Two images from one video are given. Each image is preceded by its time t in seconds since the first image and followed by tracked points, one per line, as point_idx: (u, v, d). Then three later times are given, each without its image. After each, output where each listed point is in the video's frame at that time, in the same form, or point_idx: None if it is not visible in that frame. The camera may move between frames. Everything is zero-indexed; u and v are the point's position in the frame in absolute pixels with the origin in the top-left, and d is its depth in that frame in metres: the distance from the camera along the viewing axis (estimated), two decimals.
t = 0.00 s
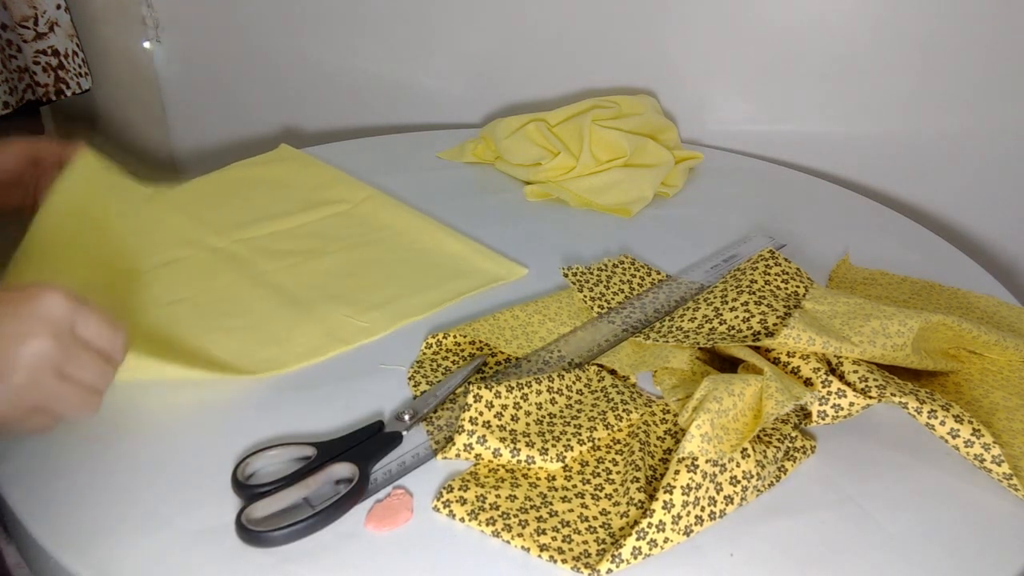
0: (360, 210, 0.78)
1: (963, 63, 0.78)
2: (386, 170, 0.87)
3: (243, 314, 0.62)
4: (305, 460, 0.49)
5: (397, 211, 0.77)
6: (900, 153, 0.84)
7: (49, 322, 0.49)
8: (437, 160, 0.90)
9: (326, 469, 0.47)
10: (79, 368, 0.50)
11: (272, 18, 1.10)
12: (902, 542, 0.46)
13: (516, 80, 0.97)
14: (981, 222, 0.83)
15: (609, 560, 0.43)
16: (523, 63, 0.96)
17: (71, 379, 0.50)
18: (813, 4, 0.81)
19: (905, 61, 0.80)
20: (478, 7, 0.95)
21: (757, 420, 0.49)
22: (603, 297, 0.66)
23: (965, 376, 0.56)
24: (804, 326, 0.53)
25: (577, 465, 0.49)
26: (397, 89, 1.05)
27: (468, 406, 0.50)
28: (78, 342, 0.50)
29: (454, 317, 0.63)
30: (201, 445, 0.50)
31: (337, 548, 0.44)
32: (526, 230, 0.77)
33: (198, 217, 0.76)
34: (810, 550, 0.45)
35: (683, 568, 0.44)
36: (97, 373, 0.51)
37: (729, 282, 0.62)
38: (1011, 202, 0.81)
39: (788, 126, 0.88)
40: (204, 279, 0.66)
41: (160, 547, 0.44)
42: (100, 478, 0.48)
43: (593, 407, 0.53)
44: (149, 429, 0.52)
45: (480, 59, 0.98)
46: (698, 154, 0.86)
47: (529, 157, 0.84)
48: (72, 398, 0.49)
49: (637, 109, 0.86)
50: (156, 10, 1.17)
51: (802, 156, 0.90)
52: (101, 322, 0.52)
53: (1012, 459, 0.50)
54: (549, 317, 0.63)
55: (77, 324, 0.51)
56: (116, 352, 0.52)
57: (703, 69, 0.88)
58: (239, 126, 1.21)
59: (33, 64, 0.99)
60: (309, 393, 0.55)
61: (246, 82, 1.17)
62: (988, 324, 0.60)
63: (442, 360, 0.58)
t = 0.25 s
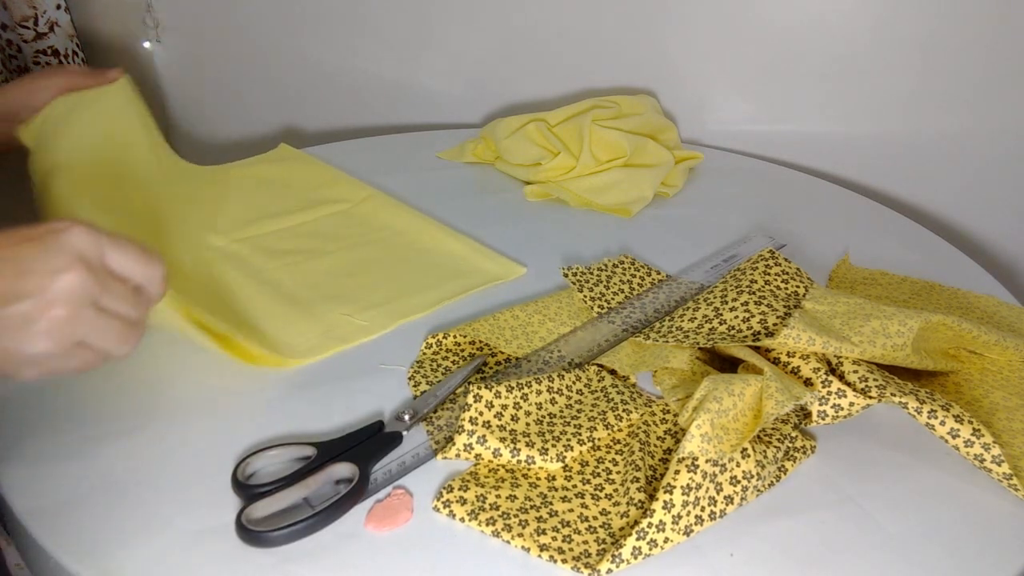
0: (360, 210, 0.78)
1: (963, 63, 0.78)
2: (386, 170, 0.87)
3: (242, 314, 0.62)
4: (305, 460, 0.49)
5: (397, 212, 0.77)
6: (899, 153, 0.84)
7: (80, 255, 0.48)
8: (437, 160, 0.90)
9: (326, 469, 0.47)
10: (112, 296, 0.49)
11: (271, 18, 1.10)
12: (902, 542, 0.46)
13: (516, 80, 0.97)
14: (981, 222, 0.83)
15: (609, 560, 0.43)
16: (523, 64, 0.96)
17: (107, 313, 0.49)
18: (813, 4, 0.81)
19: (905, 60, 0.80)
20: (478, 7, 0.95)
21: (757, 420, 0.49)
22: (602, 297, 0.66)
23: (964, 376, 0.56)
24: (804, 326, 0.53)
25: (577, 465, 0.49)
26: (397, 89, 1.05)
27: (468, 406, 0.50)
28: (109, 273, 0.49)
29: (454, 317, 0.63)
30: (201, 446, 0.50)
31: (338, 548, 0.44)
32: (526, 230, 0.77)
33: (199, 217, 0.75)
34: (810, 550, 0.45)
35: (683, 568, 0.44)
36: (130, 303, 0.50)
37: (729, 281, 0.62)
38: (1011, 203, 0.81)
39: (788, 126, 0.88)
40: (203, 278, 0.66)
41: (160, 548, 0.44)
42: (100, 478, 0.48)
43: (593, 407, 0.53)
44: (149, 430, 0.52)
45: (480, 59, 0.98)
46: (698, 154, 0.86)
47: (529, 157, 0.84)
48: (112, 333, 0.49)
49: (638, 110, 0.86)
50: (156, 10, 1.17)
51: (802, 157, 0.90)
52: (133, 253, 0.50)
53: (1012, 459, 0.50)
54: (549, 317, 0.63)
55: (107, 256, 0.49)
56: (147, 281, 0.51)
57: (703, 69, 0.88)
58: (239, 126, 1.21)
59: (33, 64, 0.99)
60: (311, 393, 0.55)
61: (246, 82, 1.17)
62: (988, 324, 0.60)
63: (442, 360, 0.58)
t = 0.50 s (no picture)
0: (360, 210, 0.78)
1: (963, 63, 0.78)
2: (386, 170, 0.87)
3: (242, 314, 0.62)
4: (306, 460, 0.49)
5: (397, 212, 0.77)
6: (899, 153, 0.84)
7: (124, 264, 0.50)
8: (436, 160, 0.90)
9: (326, 469, 0.47)
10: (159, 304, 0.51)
11: (271, 17, 1.10)
12: (902, 542, 0.46)
13: (516, 80, 0.97)
14: (981, 222, 0.83)
15: (609, 560, 0.43)
16: (523, 63, 0.96)
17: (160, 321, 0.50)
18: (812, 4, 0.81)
19: (905, 60, 0.80)
20: (478, 6, 0.95)
21: (757, 420, 0.49)
22: (602, 297, 0.66)
23: (964, 376, 0.56)
24: (804, 326, 0.54)
25: (577, 465, 0.49)
26: (397, 89, 1.05)
27: (469, 407, 0.50)
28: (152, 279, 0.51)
29: (454, 317, 0.63)
30: (202, 445, 0.50)
31: (337, 548, 0.44)
32: (526, 230, 0.77)
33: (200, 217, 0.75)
34: (810, 550, 0.45)
35: (683, 568, 0.44)
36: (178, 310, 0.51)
37: (729, 282, 0.62)
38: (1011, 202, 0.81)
39: (788, 126, 0.88)
40: (206, 275, 0.66)
41: (160, 548, 0.44)
42: (100, 478, 0.48)
43: (593, 407, 0.53)
44: (149, 428, 0.52)
45: (480, 59, 0.98)
46: (698, 154, 0.86)
47: (529, 157, 0.84)
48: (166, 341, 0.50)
49: (638, 109, 0.86)
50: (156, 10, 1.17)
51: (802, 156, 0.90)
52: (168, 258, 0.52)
53: (1012, 459, 0.50)
54: (550, 317, 0.63)
55: (148, 263, 0.51)
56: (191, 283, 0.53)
57: (703, 69, 0.88)
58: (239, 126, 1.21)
59: (33, 64, 0.99)
60: (313, 393, 0.55)
61: (246, 82, 1.17)
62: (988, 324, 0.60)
63: (442, 360, 0.58)
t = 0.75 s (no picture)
0: (361, 209, 0.78)
1: (962, 63, 0.78)
2: (386, 170, 0.87)
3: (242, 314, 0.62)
4: (305, 460, 0.49)
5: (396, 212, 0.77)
6: (899, 153, 0.84)
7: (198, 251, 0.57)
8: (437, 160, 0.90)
9: (326, 469, 0.47)
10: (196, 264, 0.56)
11: (272, 17, 1.10)
12: (902, 541, 0.46)
13: (516, 80, 0.97)
14: (981, 222, 0.83)
15: (609, 560, 0.43)
16: (523, 63, 0.96)
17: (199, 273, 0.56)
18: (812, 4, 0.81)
19: (905, 60, 0.80)
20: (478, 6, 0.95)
21: (757, 420, 0.49)
22: (602, 297, 0.66)
23: (965, 376, 0.56)
24: (804, 326, 0.54)
25: (577, 465, 0.49)
26: (397, 89, 1.05)
27: (468, 407, 0.50)
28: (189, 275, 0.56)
29: (454, 317, 0.63)
30: (200, 445, 0.50)
31: (337, 548, 0.44)
32: (526, 230, 0.77)
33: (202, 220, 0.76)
34: (810, 550, 0.45)
35: (683, 568, 0.44)
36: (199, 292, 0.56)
37: (729, 281, 0.62)
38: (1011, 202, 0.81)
39: (788, 126, 0.88)
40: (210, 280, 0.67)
41: (160, 547, 0.44)
42: (100, 478, 0.48)
43: (593, 407, 0.53)
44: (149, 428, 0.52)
45: (481, 59, 0.98)
46: (698, 154, 0.86)
47: (529, 157, 0.84)
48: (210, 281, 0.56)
49: (638, 109, 0.86)
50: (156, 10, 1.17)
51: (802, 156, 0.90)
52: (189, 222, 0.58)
53: (1012, 459, 0.50)
54: (550, 317, 0.63)
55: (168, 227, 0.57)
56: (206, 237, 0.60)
57: (703, 69, 0.88)
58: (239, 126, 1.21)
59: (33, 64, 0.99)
60: (311, 393, 0.55)
61: (246, 82, 1.17)
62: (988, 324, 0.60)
63: (442, 360, 0.58)
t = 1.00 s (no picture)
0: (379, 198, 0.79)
1: (963, 63, 0.78)
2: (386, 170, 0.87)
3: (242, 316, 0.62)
4: (305, 460, 0.49)
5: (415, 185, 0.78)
6: (899, 153, 0.84)
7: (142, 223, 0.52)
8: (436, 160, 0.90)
9: (327, 469, 0.47)
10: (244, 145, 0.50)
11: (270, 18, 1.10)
12: (903, 541, 0.46)
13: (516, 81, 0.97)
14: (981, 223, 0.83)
15: (609, 560, 0.43)
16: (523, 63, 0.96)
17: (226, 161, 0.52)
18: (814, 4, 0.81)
19: (906, 60, 0.80)
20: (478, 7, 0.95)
21: (757, 420, 0.49)
22: (602, 297, 0.66)
23: (964, 376, 0.56)
24: (804, 326, 0.54)
25: (578, 465, 0.49)
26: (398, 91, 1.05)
27: (469, 406, 0.50)
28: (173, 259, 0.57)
29: (454, 317, 0.63)
30: (200, 445, 0.50)
31: (337, 548, 0.44)
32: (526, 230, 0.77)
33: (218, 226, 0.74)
34: (810, 550, 0.45)
35: (683, 569, 0.44)
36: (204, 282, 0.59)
37: (729, 281, 0.62)
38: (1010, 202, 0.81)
39: (788, 126, 0.88)
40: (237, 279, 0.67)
41: (160, 547, 0.44)
42: (101, 478, 0.48)
43: (594, 407, 0.53)
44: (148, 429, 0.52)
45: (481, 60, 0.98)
46: (698, 154, 0.86)
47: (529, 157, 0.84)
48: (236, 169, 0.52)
49: (637, 110, 0.87)
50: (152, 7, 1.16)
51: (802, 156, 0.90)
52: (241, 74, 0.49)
53: (1012, 459, 0.50)
54: (549, 317, 0.63)
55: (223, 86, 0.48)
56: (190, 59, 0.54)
57: (704, 69, 0.88)
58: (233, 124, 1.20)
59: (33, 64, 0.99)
60: (312, 393, 0.55)
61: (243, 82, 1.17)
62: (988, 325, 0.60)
63: (442, 360, 0.58)
